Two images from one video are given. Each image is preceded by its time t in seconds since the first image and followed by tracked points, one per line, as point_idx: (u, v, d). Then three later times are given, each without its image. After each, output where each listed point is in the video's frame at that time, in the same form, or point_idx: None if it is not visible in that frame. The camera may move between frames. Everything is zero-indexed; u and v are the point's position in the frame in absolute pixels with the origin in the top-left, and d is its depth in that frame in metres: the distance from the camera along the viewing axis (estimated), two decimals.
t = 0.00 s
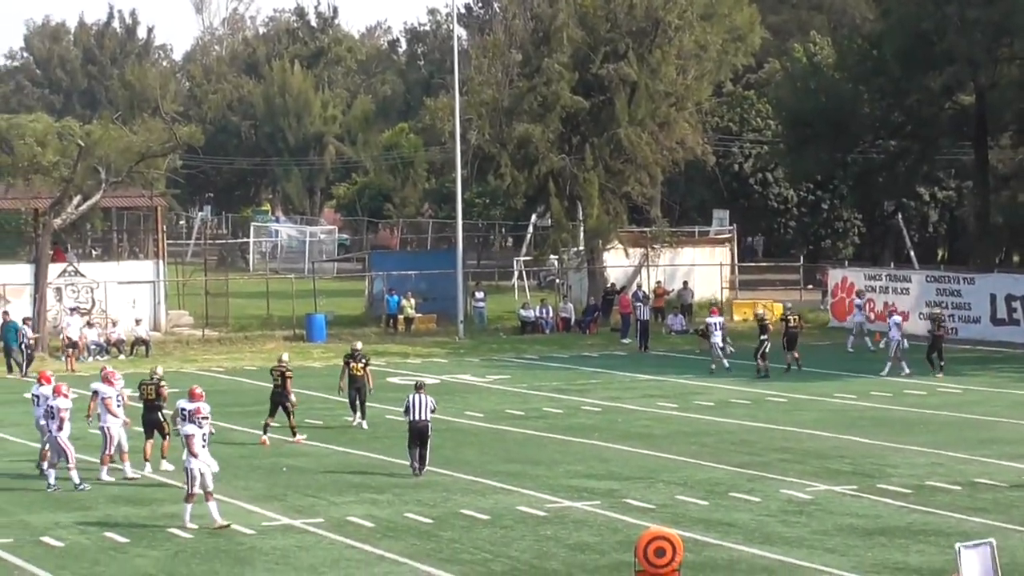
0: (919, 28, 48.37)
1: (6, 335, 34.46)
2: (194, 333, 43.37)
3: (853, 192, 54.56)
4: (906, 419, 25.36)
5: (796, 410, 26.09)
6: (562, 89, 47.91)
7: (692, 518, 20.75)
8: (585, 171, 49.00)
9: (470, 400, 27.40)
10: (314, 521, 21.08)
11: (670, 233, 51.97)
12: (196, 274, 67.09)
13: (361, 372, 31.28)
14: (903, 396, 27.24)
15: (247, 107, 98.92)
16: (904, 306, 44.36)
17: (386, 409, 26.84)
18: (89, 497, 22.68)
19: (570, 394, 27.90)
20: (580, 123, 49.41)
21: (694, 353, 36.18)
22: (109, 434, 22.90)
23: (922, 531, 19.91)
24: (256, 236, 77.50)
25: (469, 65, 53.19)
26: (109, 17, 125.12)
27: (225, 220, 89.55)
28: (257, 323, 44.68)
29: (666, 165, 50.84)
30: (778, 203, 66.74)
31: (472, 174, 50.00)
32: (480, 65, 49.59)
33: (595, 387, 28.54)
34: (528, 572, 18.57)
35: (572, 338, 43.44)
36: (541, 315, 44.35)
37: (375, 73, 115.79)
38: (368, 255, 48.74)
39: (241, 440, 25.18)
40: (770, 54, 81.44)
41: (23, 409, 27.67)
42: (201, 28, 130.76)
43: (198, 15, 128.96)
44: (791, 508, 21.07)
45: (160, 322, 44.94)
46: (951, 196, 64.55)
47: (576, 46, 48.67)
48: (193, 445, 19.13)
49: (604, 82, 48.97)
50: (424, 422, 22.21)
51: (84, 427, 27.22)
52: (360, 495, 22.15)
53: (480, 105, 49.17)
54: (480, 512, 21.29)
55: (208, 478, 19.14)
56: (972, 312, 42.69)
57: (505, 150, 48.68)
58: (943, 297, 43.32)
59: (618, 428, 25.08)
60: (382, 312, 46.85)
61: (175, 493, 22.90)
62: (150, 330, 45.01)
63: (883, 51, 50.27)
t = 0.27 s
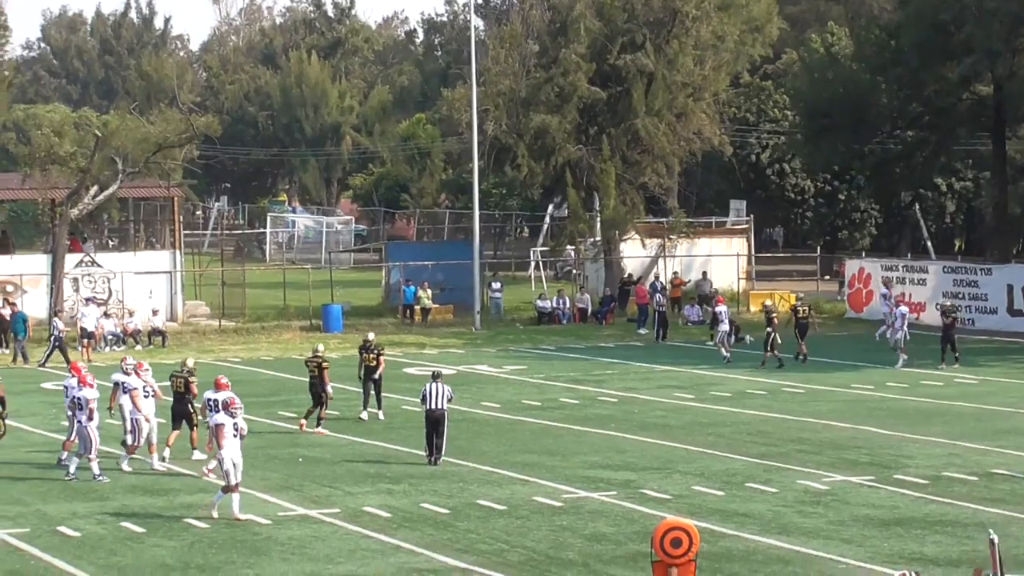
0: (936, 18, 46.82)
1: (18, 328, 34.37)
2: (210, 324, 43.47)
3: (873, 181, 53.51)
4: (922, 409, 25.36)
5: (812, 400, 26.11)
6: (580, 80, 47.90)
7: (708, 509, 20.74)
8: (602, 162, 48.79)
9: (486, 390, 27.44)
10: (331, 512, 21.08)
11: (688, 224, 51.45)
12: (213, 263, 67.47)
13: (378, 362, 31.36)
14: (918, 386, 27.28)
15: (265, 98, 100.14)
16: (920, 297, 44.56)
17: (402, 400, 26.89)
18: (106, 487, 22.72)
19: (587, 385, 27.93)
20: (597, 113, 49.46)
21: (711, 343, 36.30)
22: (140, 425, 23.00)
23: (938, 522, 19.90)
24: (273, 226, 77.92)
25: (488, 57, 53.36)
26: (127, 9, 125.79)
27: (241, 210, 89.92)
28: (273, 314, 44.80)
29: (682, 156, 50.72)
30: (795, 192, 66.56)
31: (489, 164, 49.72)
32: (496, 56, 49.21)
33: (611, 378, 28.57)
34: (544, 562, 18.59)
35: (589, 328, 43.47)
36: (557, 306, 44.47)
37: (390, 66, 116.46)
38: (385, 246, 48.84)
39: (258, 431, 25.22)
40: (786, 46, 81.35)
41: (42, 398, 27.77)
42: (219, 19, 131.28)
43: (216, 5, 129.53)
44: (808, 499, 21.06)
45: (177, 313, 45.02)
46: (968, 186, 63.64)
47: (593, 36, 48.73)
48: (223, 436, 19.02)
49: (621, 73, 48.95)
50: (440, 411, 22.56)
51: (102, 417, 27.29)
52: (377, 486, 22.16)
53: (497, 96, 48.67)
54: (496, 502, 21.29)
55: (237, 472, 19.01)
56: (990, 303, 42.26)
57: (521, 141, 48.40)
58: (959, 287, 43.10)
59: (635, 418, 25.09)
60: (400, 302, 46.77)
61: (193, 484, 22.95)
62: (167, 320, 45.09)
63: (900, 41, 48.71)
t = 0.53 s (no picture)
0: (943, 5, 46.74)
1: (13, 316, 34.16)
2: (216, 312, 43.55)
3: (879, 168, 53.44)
4: (929, 396, 25.34)
5: (817, 387, 26.10)
6: (586, 66, 47.90)
7: (714, 495, 20.73)
8: (608, 149, 48.84)
9: (492, 377, 27.43)
10: (337, 498, 21.08)
11: (694, 210, 51.43)
12: (219, 252, 67.59)
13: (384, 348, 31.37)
14: (924, 373, 27.27)
15: (272, 85, 100.72)
16: (926, 283, 44.49)
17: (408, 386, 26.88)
18: (112, 474, 22.72)
19: (592, 371, 27.92)
20: (603, 100, 49.37)
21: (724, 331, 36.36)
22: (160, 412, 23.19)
23: (945, 508, 19.89)
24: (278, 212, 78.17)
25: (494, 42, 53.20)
26: None
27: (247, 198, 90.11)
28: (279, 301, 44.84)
29: (688, 142, 50.94)
30: (801, 179, 66.62)
31: (495, 151, 49.79)
32: (502, 42, 49.54)
33: (616, 365, 28.56)
34: (550, 549, 18.57)
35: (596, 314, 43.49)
36: (563, 293, 44.40)
37: (397, 53, 116.67)
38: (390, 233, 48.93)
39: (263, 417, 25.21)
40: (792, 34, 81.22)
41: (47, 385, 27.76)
42: (225, 6, 131.52)
43: None
44: (814, 486, 21.05)
45: (183, 300, 45.19)
46: (974, 173, 63.59)
47: (599, 23, 48.62)
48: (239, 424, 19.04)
49: (626, 60, 49.00)
50: (448, 397, 22.54)
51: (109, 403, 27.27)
52: (382, 472, 22.15)
53: (503, 82, 49.13)
54: (502, 489, 21.27)
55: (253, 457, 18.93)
56: (995, 290, 42.26)
57: (527, 128, 48.40)
58: (965, 274, 43.14)
59: (640, 405, 25.08)
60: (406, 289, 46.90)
61: (199, 470, 22.95)
62: (173, 307, 45.28)
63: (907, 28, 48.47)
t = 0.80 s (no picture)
0: None
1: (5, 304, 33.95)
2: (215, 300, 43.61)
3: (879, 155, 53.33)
4: (928, 384, 25.37)
5: (816, 375, 26.14)
6: (586, 54, 47.87)
7: (714, 483, 20.76)
8: (608, 137, 48.88)
9: (492, 365, 27.46)
10: (336, 486, 21.11)
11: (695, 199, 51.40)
12: (219, 241, 67.69)
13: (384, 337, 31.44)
14: (923, 361, 27.31)
15: (271, 74, 101.15)
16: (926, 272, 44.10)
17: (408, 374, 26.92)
18: (113, 461, 22.77)
19: (592, 359, 27.97)
20: (603, 88, 49.37)
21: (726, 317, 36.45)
22: (165, 402, 23.24)
23: (943, 496, 19.93)
24: (278, 200, 78.19)
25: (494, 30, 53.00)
26: None
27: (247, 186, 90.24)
28: (278, 289, 44.91)
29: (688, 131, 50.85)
30: (801, 167, 66.61)
31: (495, 140, 49.88)
32: (503, 30, 49.50)
33: (616, 352, 28.61)
34: (550, 537, 18.60)
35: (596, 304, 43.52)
36: (563, 281, 44.46)
37: (397, 41, 116.68)
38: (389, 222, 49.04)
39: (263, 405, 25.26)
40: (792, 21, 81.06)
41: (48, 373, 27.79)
42: None
43: None
44: (813, 473, 21.08)
45: (182, 288, 45.22)
46: (974, 160, 63.42)
47: (599, 11, 48.60)
48: (248, 416, 19.11)
49: (626, 48, 49.01)
50: (450, 382, 22.79)
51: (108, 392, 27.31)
52: (382, 460, 22.18)
53: (503, 71, 49.16)
54: (501, 477, 21.31)
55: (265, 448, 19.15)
56: (995, 278, 42.30)
57: (527, 116, 48.57)
58: (964, 263, 43.10)
59: (640, 393, 25.13)
60: (406, 277, 46.97)
61: (199, 458, 22.99)
62: (173, 295, 45.31)
63: (907, 15, 48.35)
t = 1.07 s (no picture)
0: None
1: None
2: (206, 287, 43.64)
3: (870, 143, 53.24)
4: (918, 372, 25.39)
5: (808, 363, 26.15)
6: (577, 42, 47.78)
7: (705, 471, 20.77)
8: (599, 125, 48.86)
9: (483, 353, 27.45)
10: (327, 474, 21.11)
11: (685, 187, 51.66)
12: (211, 228, 67.72)
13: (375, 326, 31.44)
14: (913, 349, 27.34)
15: (261, 60, 101.21)
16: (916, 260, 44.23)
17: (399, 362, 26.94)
18: (104, 449, 22.78)
19: (583, 347, 27.97)
20: (594, 75, 49.30)
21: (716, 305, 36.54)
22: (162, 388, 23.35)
23: (934, 484, 19.95)
24: (269, 188, 78.15)
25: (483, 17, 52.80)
26: None
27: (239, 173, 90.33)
28: (269, 277, 44.93)
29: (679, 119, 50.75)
30: (792, 155, 66.58)
31: (486, 127, 49.85)
32: (494, 18, 49.42)
33: (606, 340, 28.61)
34: (540, 525, 18.61)
35: (587, 292, 43.51)
36: (554, 269, 44.50)
37: (388, 28, 116.67)
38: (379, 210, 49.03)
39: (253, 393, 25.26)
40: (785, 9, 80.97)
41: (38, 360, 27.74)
42: None
43: None
44: (804, 461, 21.09)
45: (173, 275, 45.36)
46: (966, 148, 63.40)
47: None
48: (246, 404, 19.04)
49: (617, 36, 48.90)
50: (441, 370, 22.77)
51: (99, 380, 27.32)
52: (373, 448, 22.18)
53: (494, 59, 49.09)
54: (492, 465, 21.32)
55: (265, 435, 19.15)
56: (986, 266, 42.32)
57: (518, 103, 48.53)
58: (955, 251, 43.09)
59: (632, 381, 25.15)
60: (396, 265, 46.96)
61: (190, 446, 22.99)
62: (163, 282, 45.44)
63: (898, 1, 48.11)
